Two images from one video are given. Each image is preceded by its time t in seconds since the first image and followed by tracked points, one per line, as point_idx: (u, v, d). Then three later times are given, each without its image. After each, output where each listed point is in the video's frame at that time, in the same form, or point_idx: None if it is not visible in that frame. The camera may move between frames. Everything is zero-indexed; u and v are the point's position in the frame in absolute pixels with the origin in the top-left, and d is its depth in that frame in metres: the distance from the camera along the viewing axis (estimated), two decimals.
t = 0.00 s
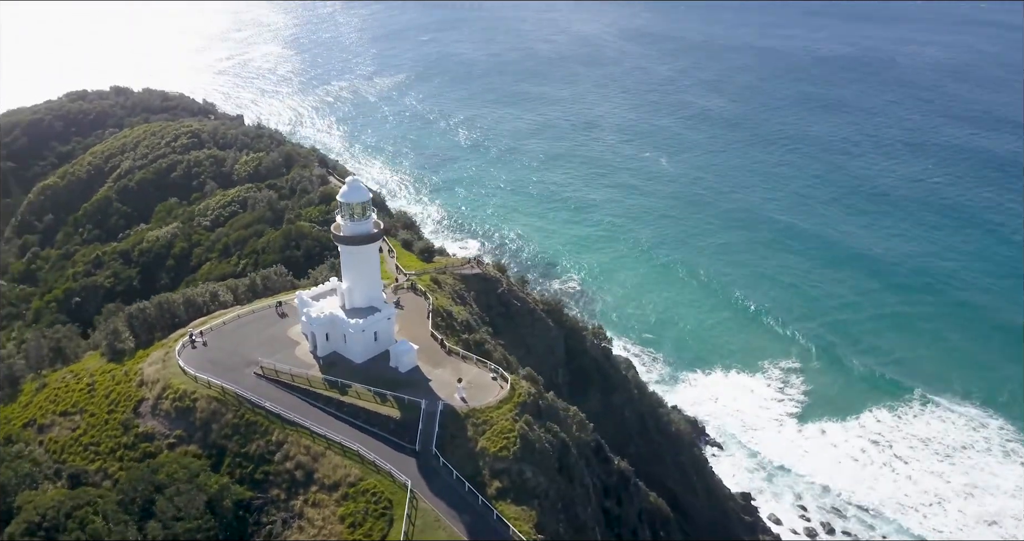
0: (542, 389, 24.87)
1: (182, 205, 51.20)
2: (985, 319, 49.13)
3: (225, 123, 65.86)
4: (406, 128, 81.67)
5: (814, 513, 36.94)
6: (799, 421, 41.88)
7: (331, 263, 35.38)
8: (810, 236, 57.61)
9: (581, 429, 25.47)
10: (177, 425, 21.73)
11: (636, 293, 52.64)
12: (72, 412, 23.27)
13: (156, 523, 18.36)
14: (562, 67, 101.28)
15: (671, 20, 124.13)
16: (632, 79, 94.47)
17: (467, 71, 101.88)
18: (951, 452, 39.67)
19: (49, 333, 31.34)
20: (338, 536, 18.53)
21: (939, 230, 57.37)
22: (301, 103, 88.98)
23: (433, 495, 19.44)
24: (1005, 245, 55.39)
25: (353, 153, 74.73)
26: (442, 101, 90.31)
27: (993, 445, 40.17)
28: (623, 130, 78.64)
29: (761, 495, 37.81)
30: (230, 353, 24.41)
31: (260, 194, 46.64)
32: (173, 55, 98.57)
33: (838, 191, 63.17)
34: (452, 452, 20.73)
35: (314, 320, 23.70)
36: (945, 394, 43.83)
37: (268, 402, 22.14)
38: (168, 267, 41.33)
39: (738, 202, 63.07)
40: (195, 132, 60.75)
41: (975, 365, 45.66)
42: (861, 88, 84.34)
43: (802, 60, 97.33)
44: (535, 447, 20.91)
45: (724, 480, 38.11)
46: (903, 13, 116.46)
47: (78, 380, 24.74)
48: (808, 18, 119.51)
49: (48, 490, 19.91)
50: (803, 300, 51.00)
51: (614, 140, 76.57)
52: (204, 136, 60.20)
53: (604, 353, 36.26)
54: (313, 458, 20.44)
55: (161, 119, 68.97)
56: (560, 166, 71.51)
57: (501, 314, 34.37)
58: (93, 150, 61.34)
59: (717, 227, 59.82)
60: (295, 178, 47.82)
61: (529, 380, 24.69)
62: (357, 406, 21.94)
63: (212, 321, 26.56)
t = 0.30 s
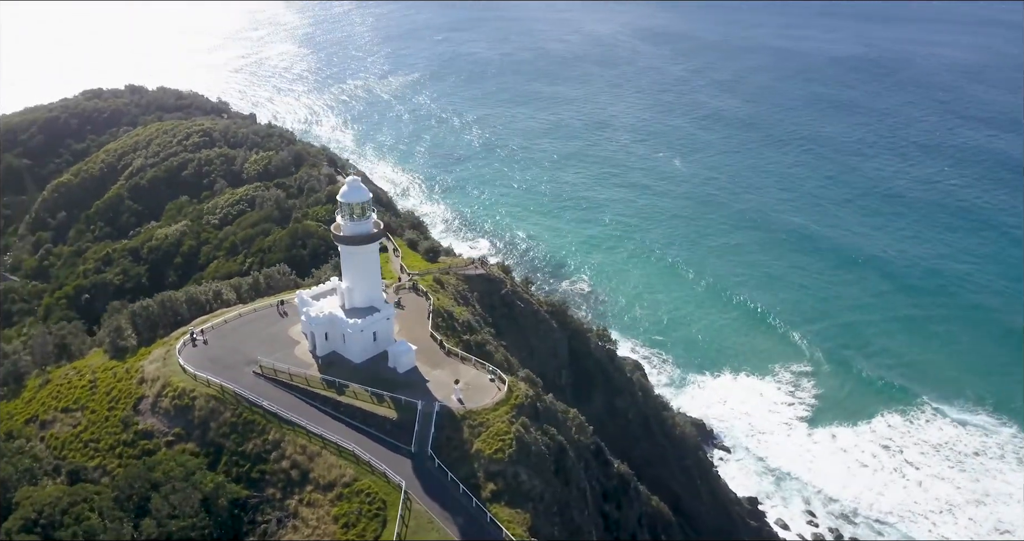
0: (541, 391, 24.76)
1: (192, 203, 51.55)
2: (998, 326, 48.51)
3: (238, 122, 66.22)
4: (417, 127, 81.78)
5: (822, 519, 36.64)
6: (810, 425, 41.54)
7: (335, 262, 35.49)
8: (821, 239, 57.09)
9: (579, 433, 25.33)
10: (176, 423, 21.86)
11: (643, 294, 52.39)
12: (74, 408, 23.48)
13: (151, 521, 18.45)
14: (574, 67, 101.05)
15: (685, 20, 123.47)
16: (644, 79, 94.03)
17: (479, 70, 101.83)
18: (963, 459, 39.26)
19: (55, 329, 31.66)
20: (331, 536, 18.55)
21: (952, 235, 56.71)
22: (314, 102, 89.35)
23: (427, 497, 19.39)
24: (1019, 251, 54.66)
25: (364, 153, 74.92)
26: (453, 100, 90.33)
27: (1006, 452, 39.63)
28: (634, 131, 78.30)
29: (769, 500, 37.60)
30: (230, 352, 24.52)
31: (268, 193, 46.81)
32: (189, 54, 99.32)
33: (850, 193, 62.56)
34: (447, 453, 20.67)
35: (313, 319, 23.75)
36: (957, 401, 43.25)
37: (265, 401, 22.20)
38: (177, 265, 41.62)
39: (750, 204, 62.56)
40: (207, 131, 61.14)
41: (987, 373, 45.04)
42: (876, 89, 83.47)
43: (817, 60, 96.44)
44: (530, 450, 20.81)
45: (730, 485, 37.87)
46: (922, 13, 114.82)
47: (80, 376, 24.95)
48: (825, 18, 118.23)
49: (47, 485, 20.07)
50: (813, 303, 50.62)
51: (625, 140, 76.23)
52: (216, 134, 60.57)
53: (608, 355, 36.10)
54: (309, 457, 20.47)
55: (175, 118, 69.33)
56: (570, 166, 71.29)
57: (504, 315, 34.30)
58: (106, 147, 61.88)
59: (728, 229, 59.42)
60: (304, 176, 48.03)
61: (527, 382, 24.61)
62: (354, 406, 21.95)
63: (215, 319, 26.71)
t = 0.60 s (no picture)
0: (540, 393, 24.64)
1: (204, 201, 51.92)
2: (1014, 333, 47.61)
3: (252, 121, 66.57)
4: (431, 126, 81.82)
5: (832, 525, 36.22)
6: (822, 430, 41.15)
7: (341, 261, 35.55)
8: (834, 242, 56.41)
9: (578, 436, 25.17)
10: (175, 420, 21.99)
11: (653, 296, 52.04)
12: (76, 403, 23.69)
13: (145, 517, 18.56)
14: (589, 67, 100.65)
15: (702, 19, 122.55)
16: (659, 79, 93.46)
17: (493, 70, 101.71)
18: (977, 466, 38.72)
19: (63, 324, 32.01)
20: (325, 536, 18.59)
21: (969, 240, 55.79)
22: (328, 100, 89.69)
23: (421, 498, 19.38)
24: None
25: (377, 152, 75.11)
26: (467, 99, 90.29)
27: (1022, 460, 38.93)
28: (647, 131, 77.84)
29: (778, 505, 37.23)
30: (231, 350, 24.63)
31: (277, 191, 47.02)
32: (207, 54, 100.08)
33: (865, 195, 61.72)
34: (442, 454, 20.61)
35: (313, 318, 23.80)
36: (971, 408, 42.53)
37: (264, 399, 22.27)
38: (187, 262, 41.96)
39: (763, 206, 61.94)
40: (220, 129, 61.60)
41: (1003, 381, 44.24)
42: (895, 90, 82.30)
43: (835, 60, 95.26)
44: (526, 452, 20.70)
45: (737, 490, 37.56)
46: (947, 12, 112.59)
47: (84, 372, 25.18)
48: (845, 18, 116.56)
49: (47, 480, 20.25)
50: (825, 306, 50.10)
51: (638, 140, 75.80)
52: (229, 132, 60.99)
53: (613, 357, 35.86)
54: (305, 456, 20.50)
55: (191, 116, 69.74)
56: (582, 166, 70.99)
57: (508, 316, 34.19)
58: (123, 145, 62.47)
59: (740, 231, 58.89)
60: (314, 175, 48.21)
61: (526, 384, 24.50)
62: (351, 405, 21.95)
63: (218, 317, 26.86)
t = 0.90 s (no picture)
0: (537, 395, 24.54)
1: (214, 199, 52.21)
2: None
3: (263, 120, 66.85)
4: (441, 126, 81.84)
5: (840, 531, 35.81)
6: (832, 433, 40.76)
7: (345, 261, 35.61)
8: (845, 245, 55.85)
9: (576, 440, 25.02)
10: (173, 418, 22.10)
11: (660, 297, 51.75)
12: (77, 400, 23.88)
13: (139, 514, 18.63)
14: (601, 66, 100.30)
15: (716, 19, 121.78)
16: (671, 79, 92.95)
17: (505, 69, 101.62)
18: (989, 472, 38.29)
19: (68, 321, 32.34)
20: (317, 536, 18.61)
21: (982, 244, 55.04)
22: (340, 99, 89.94)
23: (414, 498, 19.34)
24: None
25: (388, 151, 75.22)
26: (478, 98, 90.24)
27: None
28: (658, 131, 77.42)
29: (786, 510, 36.90)
30: (231, 348, 24.72)
31: (284, 190, 47.21)
32: (221, 54, 100.68)
33: (878, 198, 61.03)
34: (437, 456, 20.58)
35: (311, 318, 23.85)
36: (982, 415, 41.89)
37: (261, 398, 22.33)
38: (194, 260, 42.20)
39: (773, 207, 61.44)
40: (231, 128, 61.98)
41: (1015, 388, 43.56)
42: (910, 91, 81.30)
43: (850, 61, 94.28)
44: (520, 454, 20.62)
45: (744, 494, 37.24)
46: (966, 10, 110.73)
47: (85, 369, 25.39)
48: (862, 17, 115.19)
49: (44, 476, 20.39)
50: (835, 310, 49.64)
51: (649, 140, 75.40)
52: (239, 131, 61.32)
53: (616, 359, 35.66)
54: (300, 456, 20.53)
55: (203, 115, 69.86)
56: (592, 166, 70.71)
57: (511, 316, 34.08)
58: (135, 143, 62.91)
59: (750, 233, 58.45)
60: (321, 174, 48.37)
61: (524, 386, 24.41)
62: (347, 405, 21.96)
63: (219, 315, 27.00)
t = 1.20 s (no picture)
0: (536, 398, 24.43)
1: (225, 197, 52.56)
2: None
3: (275, 119, 67.16)
4: (453, 125, 81.79)
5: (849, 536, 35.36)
6: (844, 438, 40.38)
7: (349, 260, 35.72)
8: (859, 248, 55.14)
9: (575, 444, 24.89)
10: (172, 415, 22.23)
11: (669, 298, 51.36)
12: (80, 396, 24.11)
13: (133, 510, 18.74)
14: (615, 66, 99.85)
15: (731, 19, 120.91)
16: (685, 79, 92.37)
17: (518, 69, 101.45)
18: (1002, 479, 37.96)
19: (77, 317, 32.74)
20: (310, 535, 18.64)
21: (998, 249, 54.26)
22: (353, 98, 90.16)
23: (408, 499, 19.31)
24: None
25: (399, 150, 75.31)
26: (491, 97, 90.16)
27: None
28: (671, 131, 76.95)
29: (795, 515, 36.47)
30: (231, 346, 24.85)
31: (293, 189, 47.39)
32: (227, 54, 100.73)
33: (893, 201, 60.31)
34: (432, 457, 20.53)
35: (311, 317, 23.90)
36: (995, 423, 41.29)
37: (259, 397, 22.41)
38: (203, 257, 42.49)
39: (786, 209, 60.77)
40: (243, 126, 62.35)
41: None
42: (928, 92, 80.21)
43: (867, 61, 93.18)
44: (516, 457, 20.55)
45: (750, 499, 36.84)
46: (988, 10, 108.85)
47: (89, 365, 25.62)
48: (880, 18, 113.79)
49: (44, 471, 20.58)
50: (846, 313, 49.09)
51: (661, 141, 74.92)
52: (251, 130, 61.66)
53: (620, 362, 35.52)
54: (296, 455, 20.56)
55: (217, 113, 69.97)
56: (603, 166, 70.40)
57: (514, 317, 33.99)
58: (149, 141, 63.43)
59: (761, 234, 57.92)
60: (330, 173, 48.46)
61: (522, 388, 24.34)
62: (344, 405, 22.00)
63: (221, 313, 27.16)
